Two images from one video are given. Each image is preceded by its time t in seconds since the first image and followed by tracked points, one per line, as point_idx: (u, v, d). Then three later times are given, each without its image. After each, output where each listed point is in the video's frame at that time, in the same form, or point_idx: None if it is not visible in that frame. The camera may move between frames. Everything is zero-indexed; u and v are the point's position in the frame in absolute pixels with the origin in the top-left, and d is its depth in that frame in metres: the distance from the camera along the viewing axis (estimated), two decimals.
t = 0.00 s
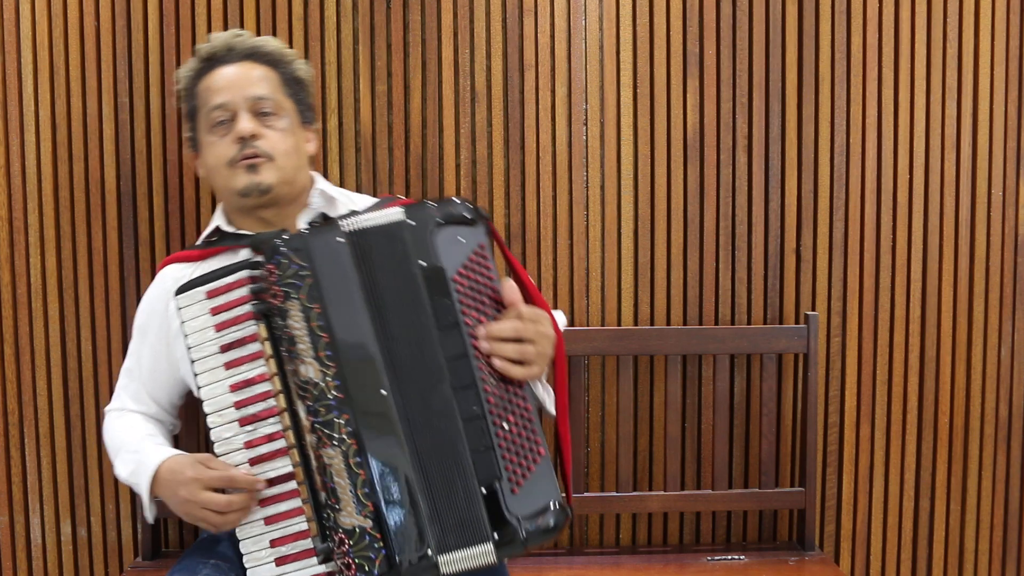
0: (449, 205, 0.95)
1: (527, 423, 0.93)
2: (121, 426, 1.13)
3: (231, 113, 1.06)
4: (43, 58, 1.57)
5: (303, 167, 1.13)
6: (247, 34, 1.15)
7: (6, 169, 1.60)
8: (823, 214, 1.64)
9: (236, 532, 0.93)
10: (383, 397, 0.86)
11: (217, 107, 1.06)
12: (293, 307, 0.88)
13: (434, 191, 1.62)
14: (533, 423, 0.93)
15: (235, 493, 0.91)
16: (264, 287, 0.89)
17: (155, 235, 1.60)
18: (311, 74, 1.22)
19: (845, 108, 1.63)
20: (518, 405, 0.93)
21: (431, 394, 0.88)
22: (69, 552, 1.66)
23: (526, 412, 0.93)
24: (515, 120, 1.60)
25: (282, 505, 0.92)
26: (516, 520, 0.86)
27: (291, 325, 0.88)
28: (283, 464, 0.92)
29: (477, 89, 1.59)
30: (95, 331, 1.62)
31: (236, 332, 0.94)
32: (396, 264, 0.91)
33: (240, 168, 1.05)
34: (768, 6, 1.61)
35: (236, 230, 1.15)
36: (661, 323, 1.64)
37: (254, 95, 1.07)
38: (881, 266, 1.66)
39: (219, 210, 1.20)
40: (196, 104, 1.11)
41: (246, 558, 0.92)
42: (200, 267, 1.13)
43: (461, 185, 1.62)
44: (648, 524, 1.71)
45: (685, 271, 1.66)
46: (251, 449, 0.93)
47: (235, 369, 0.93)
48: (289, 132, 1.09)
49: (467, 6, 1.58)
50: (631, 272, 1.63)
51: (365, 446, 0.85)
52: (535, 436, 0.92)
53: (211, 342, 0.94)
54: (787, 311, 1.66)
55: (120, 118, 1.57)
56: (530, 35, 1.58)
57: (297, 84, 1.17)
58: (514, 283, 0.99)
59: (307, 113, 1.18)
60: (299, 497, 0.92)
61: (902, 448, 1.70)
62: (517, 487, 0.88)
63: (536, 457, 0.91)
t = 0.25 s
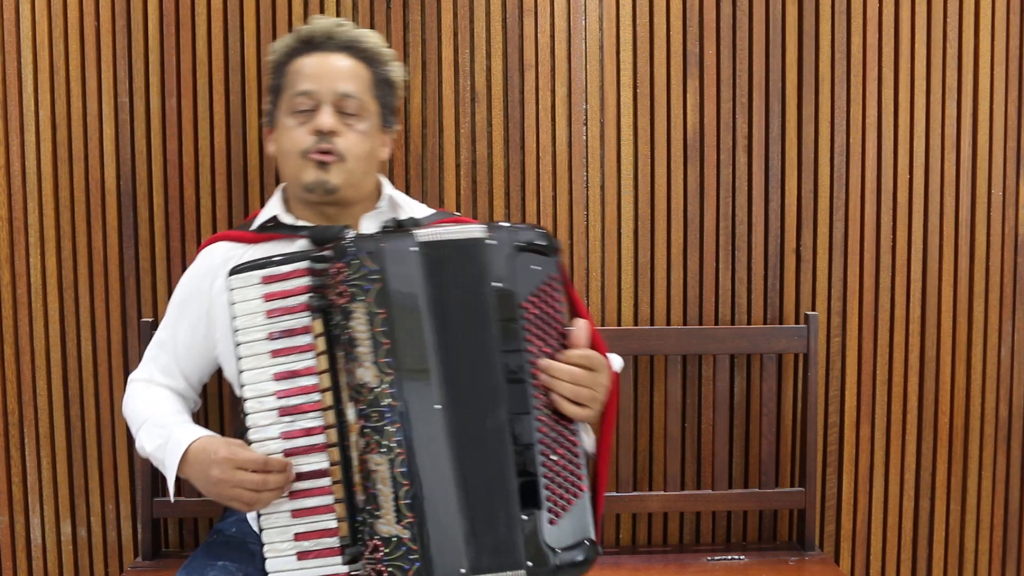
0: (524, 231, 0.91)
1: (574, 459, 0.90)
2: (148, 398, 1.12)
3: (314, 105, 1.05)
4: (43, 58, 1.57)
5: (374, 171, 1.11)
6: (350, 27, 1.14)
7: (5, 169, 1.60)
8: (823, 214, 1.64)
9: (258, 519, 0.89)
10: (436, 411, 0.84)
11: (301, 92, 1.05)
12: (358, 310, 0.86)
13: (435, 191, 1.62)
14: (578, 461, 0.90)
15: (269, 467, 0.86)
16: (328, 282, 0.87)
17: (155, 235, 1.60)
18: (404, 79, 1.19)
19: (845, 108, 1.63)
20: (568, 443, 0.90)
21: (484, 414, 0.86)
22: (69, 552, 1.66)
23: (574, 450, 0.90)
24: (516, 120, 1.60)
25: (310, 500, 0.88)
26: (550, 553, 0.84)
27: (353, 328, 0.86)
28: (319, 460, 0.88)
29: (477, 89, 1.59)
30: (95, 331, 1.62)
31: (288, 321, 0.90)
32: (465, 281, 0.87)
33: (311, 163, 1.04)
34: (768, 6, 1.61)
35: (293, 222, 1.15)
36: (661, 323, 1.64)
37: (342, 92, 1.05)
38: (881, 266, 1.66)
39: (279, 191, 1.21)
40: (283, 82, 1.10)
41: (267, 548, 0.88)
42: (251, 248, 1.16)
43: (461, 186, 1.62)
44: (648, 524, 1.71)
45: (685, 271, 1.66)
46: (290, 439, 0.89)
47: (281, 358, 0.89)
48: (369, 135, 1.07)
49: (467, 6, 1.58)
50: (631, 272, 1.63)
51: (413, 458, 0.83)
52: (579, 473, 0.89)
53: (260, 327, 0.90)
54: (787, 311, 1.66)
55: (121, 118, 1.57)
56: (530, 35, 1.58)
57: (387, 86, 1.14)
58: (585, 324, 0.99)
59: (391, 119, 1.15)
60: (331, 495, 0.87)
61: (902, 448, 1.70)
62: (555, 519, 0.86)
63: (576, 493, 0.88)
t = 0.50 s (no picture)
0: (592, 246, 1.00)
1: (608, 480, 0.98)
2: (171, 373, 1.17)
3: (367, 104, 1.18)
4: (43, 58, 1.57)
5: (419, 171, 1.25)
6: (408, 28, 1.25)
7: (6, 169, 1.60)
8: (823, 214, 1.64)
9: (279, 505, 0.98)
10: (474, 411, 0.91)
11: (356, 93, 1.18)
12: (406, 303, 0.92)
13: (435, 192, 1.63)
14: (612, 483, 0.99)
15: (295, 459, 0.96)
16: (371, 275, 0.95)
17: (155, 235, 1.60)
18: (456, 78, 1.32)
19: (845, 107, 1.63)
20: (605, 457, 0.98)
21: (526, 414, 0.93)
22: (69, 552, 1.66)
23: (608, 472, 0.99)
24: (516, 120, 1.60)
25: (332, 489, 0.97)
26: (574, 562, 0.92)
27: (398, 319, 0.92)
28: (347, 449, 0.97)
29: (477, 90, 1.59)
30: (95, 331, 1.62)
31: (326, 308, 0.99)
32: (526, 287, 0.96)
33: (359, 161, 1.17)
34: (768, 6, 1.61)
35: (338, 211, 1.27)
36: (661, 323, 1.64)
37: (394, 94, 1.18)
38: (881, 265, 1.66)
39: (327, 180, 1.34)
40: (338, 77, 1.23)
41: (285, 533, 0.97)
42: (292, 236, 1.25)
43: (461, 186, 1.62)
44: (648, 524, 1.71)
45: (685, 271, 1.66)
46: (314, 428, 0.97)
47: (316, 344, 0.98)
48: (416, 137, 1.21)
49: (467, 6, 1.58)
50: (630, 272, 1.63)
51: (447, 452, 0.89)
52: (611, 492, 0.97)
53: (297, 313, 1.00)
54: (787, 311, 1.66)
55: (121, 118, 1.58)
56: (531, 35, 1.58)
57: (438, 87, 1.27)
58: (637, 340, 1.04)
59: (440, 119, 1.29)
60: (353, 485, 0.96)
61: (902, 449, 1.70)
62: (583, 531, 0.94)
63: (607, 510, 0.96)
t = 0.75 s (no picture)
0: (619, 257, 1.01)
1: (617, 486, 0.99)
2: (173, 354, 1.18)
3: (389, 111, 1.18)
4: (43, 58, 1.57)
5: (434, 180, 1.26)
6: (438, 36, 1.23)
7: (6, 169, 1.60)
8: (823, 214, 1.64)
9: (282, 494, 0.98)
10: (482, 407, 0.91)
11: (379, 101, 1.18)
12: (417, 297, 0.93)
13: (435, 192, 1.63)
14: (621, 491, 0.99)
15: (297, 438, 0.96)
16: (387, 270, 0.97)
17: (155, 234, 1.60)
18: (480, 87, 1.32)
19: (845, 107, 1.63)
20: (615, 463, 0.99)
21: (536, 415, 0.95)
22: (69, 552, 1.65)
23: (619, 480, 0.99)
24: (516, 120, 1.60)
25: (336, 482, 0.97)
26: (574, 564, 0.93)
27: (410, 314, 0.93)
28: (352, 443, 0.97)
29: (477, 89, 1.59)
30: (95, 331, 1.62)
31: (337, 302, 1.00)
32: (547, 291, 0.98)
33: (376, 169, 1.19)
34: (768, 6, 1.61)
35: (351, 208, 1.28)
36: (661, 323, 1.64)
37: (417, 105, 1.18)
38: (881, 265, 1.66)
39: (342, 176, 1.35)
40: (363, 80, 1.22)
41: (286, 524, 0.97)
42: (305, 230, 1.26)
43: (461, 186, 1.62)
44: (648, 524, 1.71)
45: (685, 271, 1.66)
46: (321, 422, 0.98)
47: (326, 337, 0.99)
48: (435, 148, 1.22)
49: (467, 6, 1.58)
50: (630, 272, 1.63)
51: (452, 447, 0.90)
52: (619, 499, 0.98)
53: (309, 306, 1.01)
54: (787, 311, 1.66)
55: (121, 118, 1.58)
56: (531, 35, 1.58)
57: (462, 97, 1.28)
58: (654, 354, 1.02)
59: (462, 127, 1.30)
60: (357, 478, 0.97)
61: (902, 449, 1.70)
62: (586, 535, 0.95)
63: (613, 516, 0.97)
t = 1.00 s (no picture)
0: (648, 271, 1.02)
1: (623, 498, 0.98)
2: (167, 357, 1.18)
3: (388, 110, 1.17)
4: (43, 58, 1.57)
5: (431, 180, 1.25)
6: (438, 37, 1.23)
7: (5, 169, 1.60)
8: (823, 214, 1.64)
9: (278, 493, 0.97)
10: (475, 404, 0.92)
11: (379, 98, 1.17)
12: (413, 295, 0.93)
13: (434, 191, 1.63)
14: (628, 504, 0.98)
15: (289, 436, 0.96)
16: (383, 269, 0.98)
17: (155, 234, 1.60)
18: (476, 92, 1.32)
19: (845, 108, 1.63)
20: (624, 476, 0.98)
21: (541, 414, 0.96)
22: (69, 552, 1.66)
23: (626, 492, 0.98)
24: (515, 120, 1.60)
25: (333, 480, 0.96)
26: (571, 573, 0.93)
27: (405, 312, 0.93)
28: (349, 442, 0.97)
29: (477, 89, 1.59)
30: (95, 331, 1.62)
31: (335, 301, 1.00)
32: (569, 297, 0.99)
33: (374, 168, 1.18)
34: (768, 6, 1.61)
35: (347, 211, 1.28)
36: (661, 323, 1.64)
37: (416, 104, 1.18)
38: (881, 265, 1.66)
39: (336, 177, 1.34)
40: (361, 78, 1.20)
41: (282, 523, 0.96)
42: (300, 232, 1.25)
43: (461, 186, 1.62)
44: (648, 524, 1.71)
45: (685, 271, 1.66)
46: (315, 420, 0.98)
47: (324, 337, 0.99)
48: (433, 148, 1.21)
49: (467, 6, 1.58)
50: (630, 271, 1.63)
51: (447, 444, 0.90)
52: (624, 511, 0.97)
53: (307, 305, 1.01)
54: (787, 311, 1.66)
55: (120, 118, 1.58)
56: (530, 35, 1.58)
57: (458, 100, 1.28)
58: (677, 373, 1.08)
59: (456, 129, 1.30)
60: (354, 477, 0.96)
61: (902, 448, 1.70)
62: (587, 543, 0.94)
63: (616, 527, 0.96)
